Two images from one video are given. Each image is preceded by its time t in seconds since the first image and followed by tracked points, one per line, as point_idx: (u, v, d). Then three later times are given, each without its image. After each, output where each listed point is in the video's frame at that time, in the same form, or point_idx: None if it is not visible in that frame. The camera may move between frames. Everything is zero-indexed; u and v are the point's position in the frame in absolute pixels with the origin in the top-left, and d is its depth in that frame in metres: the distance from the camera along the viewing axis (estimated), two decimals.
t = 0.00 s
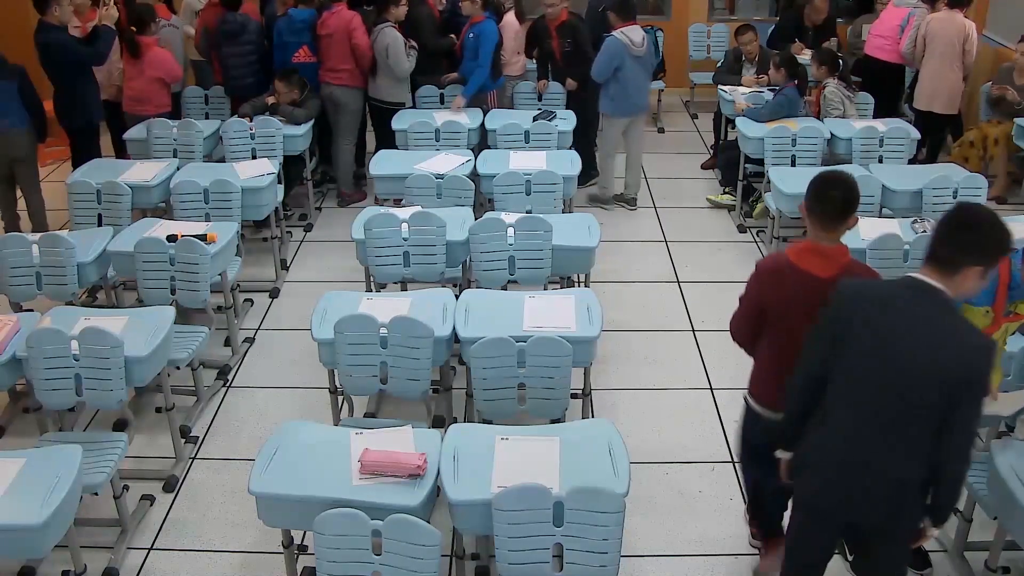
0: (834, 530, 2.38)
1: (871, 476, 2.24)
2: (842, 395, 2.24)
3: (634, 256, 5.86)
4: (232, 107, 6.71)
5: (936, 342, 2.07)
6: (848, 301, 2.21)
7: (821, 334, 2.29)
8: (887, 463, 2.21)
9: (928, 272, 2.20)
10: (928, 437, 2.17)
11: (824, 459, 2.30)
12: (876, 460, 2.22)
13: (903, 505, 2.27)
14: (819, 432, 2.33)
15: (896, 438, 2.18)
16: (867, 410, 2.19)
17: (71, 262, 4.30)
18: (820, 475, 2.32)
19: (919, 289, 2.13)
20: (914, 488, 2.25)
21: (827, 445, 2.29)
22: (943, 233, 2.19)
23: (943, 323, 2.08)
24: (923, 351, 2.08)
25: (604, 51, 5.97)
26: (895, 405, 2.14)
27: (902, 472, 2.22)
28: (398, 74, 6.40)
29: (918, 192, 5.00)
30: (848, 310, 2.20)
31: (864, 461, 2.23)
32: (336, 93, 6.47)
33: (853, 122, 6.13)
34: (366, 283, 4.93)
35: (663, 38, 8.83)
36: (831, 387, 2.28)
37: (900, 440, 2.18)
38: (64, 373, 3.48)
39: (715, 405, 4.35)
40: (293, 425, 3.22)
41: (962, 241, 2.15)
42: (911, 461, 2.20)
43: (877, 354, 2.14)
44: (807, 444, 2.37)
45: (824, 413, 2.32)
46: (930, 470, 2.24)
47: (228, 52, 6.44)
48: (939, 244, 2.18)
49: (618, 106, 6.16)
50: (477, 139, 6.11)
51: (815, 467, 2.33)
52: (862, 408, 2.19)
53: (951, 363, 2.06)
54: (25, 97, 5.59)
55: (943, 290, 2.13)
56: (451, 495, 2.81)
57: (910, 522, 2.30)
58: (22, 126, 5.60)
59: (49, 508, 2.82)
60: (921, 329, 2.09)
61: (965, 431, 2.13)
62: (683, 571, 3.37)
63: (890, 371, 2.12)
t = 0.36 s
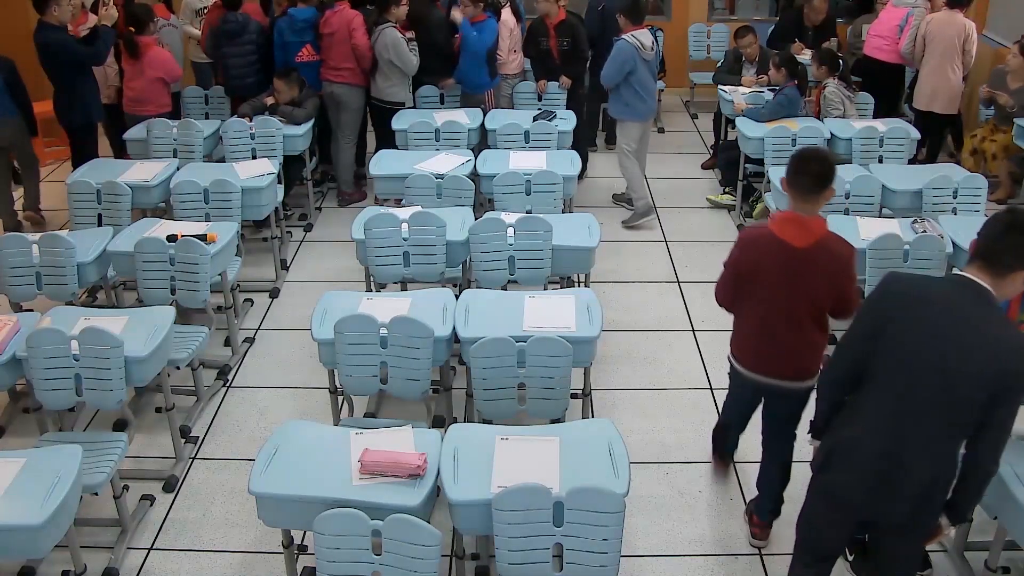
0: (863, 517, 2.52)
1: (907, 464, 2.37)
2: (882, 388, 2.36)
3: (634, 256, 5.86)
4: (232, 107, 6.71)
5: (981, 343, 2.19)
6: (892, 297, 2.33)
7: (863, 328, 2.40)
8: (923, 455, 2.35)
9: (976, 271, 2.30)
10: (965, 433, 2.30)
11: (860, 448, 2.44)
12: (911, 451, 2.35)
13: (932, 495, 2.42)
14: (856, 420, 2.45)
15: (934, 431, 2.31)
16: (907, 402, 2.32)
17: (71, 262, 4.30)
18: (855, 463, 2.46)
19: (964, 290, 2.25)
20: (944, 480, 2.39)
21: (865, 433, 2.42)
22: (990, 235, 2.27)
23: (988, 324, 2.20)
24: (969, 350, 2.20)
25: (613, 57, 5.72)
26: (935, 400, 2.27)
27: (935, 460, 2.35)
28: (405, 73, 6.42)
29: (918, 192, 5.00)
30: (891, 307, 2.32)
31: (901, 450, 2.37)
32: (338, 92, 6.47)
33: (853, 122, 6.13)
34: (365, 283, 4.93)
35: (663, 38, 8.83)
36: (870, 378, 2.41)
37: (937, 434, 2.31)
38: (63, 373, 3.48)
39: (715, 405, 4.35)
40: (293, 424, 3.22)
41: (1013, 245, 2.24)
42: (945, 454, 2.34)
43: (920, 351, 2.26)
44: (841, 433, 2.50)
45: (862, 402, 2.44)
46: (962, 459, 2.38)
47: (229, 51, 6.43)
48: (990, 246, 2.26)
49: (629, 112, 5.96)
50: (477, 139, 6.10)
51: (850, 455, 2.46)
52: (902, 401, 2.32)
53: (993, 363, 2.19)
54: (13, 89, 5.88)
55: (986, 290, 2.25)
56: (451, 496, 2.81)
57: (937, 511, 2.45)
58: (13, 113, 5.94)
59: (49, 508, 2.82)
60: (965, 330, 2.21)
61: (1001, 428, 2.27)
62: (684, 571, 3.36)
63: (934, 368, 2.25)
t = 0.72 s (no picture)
0: (884, 521, 2.52)
1: (923, 464, 2.38)
2: (892, 390, 2.37)
3: (634, 256, 5.86)
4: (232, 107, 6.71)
5: (988, 339, 2.20)
6: (898, 300, 2.32)
7: (873, 332, 2.39)
8: (938, 454, 2.35)
9: (972, 262, 2.28)
10: (978, 429, 2.32)
11: (876, 452, 2.44)
12: (927, 452, 2.36)
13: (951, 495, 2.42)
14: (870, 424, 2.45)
15: (946, 431, 2.32)
16: (918, 403, 2.33)
17: (71, 263, 4.30)
18: (872, 467, 2.46)
19: (963, 285, 2.25)
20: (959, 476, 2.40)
21: (880, 436, 2.42)
22: (980, 226, 2.26)
23: (995, 322, 2.20)
24: (979, 349, 2.21)
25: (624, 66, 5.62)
26: (945, 399, 2.28)
27: (951, 459, 2.36)
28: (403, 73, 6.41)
29: (918, 192, 5.00)
30: (897, 309, 2.32)
31: (917, 452, 2.37)
32: (340, 91, 6.48)
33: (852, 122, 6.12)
34: (366, 283, 4.93)
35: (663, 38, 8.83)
36: (880, 380, 2.41)
37: (950, 432, 2.32)
38: (63, 373, 3.48)
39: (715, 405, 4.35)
40: (293, 424, 3.22)
41: (1005, 234, 2.23)
42: (960, 452, 2.35)
43: (929, 352, 2.27)
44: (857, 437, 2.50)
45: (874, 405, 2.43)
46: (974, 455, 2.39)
47: (230, 51, 6.41)
48: (989, 243, 2.25)
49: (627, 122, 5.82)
50: (477, 139, 6.10)
51: (867, 460, 2.47)
52: (913, 401, 2.33)
53: (1002, 360, 2.20)
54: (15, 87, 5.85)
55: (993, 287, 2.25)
56: (451, 496, 2.81)
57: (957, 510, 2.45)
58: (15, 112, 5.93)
59: (49, 508, 2.82)
60: (973, 328, 2.21)
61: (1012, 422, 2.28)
62: (683, 571, 3.36)
63: (943, 367, 2.26)
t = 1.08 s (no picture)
0: (890, 522, 2.52)
1: (922, 457, 2.38)
2: (881, 390, 2.36)
3: (634, 256, 5.86)
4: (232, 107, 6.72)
5: (968, 328, 2.21)
6: (874, 303, 2.30)
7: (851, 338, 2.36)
8: (934, 448, 2.36)
9: (932, 256, 2.30)
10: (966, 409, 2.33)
11: (874, 454, 2.43)
12: (924, 447, 2.36)
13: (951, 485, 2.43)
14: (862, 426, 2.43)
15: (939, 422, 2.33)
16: (908, 400, 2.33)
17: (71, 262, 4.30)
18: (872, 471, 2.45)
19: (933, 278, 2.26)
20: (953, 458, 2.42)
21: (877, 437, 2.40)
22: (935, 219, 2.28)
23: (970, 308, 2.22)
24: (961, 338, 2.22)
25: (631, 73, 5.50)
26: (935, 392, 2.29)
27: (947, 445, 2.37)
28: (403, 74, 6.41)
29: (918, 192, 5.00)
30: (874, 312, 2.30)
31: (914, 448, 2.38)
32: (341, 91, 6.48)
33: (852, 122, 6.12)
34: (366, 283, 4.93)
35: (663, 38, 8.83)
36: (867, 384, 2.40)
37: (942, 423, 2.33)
38: (63, 372, 3.48)
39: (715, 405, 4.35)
40: (294, 425, 3.22)
41: (958, 220, 2.26)
42: (953, 436, 2.36)
43: (914, 349, 2.26)
44: (851, 443, 2.48)
45: (864, 407, 2.41)
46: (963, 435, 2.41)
47: (230, 51, 6.40)
48: (947, 230, 2.26)
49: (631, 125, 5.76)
50: (477, 139, 6.10)
51: (866, 464, 2.45)
52: (903, 399, 2.33)
53: (983, 344, 2.22)
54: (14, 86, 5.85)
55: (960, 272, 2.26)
56: (451, 496, 2.81)
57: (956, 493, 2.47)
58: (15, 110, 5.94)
59: (49, 508, 2.82)
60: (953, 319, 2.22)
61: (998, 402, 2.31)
62: (683, 571, 3.36)
63: (929, 362, 2.26)
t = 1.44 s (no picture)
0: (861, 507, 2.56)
1: (876, 436, 2.43)
2: (829, 375, 2.42)
3: (634, 256, 5.86)
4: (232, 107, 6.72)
5: (902, 299, 2.31)
6: (811, 295, 2.37)
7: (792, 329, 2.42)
8: (891, 421, 2.43)
9: (860, 241, 2.39)
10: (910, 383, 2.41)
11: (840, 440, 2.47)
12: (882, 423, 2.42)
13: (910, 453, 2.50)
14: (816, 414, 2.48)
15: (890, 395, 2.40)
16: (859, 381, 2.39)
17: (71, 263, 4.30)
18: (836, 457, 2.49)
19: (863, 261, 2.35)
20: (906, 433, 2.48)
21: (832, 422, 2.46)
22: (860, 205, 2.37)
23: (899, 284, 2.31)
24: (895, 313, 2.31)
25: (631, 70, 5.49)
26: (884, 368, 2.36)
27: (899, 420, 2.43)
28: (401, 74, 6.40)
29: (918, 192, 5.00)
30: (812, 302, 2.37)
31: (873, 427, 2.43)
32: (341, 91, 6.48)
33: (852, 122, 6.12)
34: (366, 283, 4.93)
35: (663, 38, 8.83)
36: (817, 373, 2.46)
37: (894, 395, 2.40)
38: (63, 373, 3.48)
39: (716, 405, 4.35)
40: (294, 424, 3.22)
41: (880, 203, 2.35)
42: (902, 410, 2.43)
43: (859, 329, 2.33)
44: (807, 433, 2.52)
45: (815, 395, 2.47)
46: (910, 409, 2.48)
47: (230, 52, 6.40)
48: (869, 214, 2.36)
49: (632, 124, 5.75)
50: (477, 139, 6.10)
51: (824, 449, 2.50)
52: (853, 381, 2.39)
53: (915, 313, 2.31)
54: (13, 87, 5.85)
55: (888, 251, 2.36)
56: (451, 495, 2.81)
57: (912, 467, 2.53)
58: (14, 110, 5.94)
59: (48, 508, 2.82)
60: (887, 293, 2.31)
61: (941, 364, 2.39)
62: (683, 571, 3.36)
63: (872, 341, 2.33)
